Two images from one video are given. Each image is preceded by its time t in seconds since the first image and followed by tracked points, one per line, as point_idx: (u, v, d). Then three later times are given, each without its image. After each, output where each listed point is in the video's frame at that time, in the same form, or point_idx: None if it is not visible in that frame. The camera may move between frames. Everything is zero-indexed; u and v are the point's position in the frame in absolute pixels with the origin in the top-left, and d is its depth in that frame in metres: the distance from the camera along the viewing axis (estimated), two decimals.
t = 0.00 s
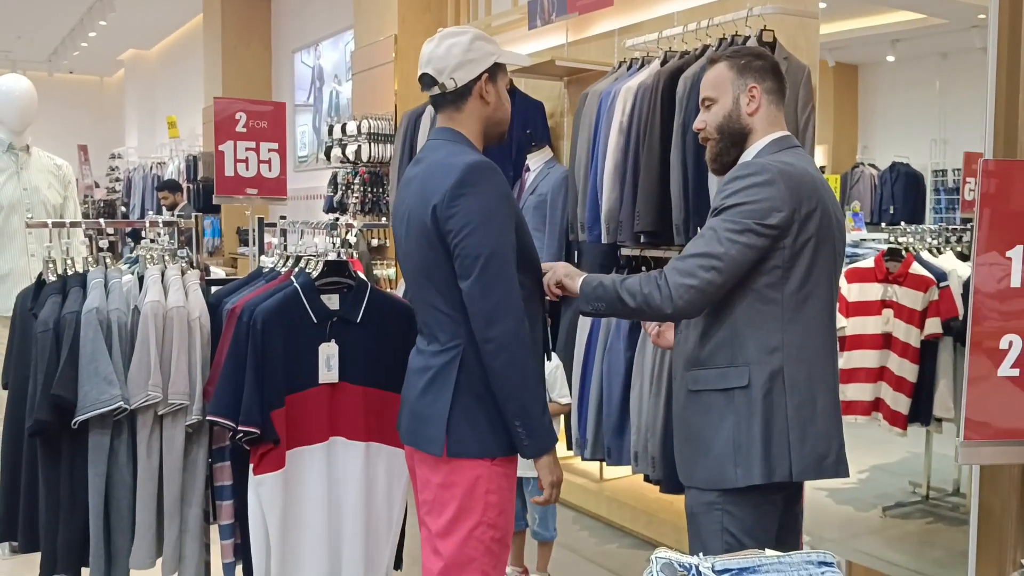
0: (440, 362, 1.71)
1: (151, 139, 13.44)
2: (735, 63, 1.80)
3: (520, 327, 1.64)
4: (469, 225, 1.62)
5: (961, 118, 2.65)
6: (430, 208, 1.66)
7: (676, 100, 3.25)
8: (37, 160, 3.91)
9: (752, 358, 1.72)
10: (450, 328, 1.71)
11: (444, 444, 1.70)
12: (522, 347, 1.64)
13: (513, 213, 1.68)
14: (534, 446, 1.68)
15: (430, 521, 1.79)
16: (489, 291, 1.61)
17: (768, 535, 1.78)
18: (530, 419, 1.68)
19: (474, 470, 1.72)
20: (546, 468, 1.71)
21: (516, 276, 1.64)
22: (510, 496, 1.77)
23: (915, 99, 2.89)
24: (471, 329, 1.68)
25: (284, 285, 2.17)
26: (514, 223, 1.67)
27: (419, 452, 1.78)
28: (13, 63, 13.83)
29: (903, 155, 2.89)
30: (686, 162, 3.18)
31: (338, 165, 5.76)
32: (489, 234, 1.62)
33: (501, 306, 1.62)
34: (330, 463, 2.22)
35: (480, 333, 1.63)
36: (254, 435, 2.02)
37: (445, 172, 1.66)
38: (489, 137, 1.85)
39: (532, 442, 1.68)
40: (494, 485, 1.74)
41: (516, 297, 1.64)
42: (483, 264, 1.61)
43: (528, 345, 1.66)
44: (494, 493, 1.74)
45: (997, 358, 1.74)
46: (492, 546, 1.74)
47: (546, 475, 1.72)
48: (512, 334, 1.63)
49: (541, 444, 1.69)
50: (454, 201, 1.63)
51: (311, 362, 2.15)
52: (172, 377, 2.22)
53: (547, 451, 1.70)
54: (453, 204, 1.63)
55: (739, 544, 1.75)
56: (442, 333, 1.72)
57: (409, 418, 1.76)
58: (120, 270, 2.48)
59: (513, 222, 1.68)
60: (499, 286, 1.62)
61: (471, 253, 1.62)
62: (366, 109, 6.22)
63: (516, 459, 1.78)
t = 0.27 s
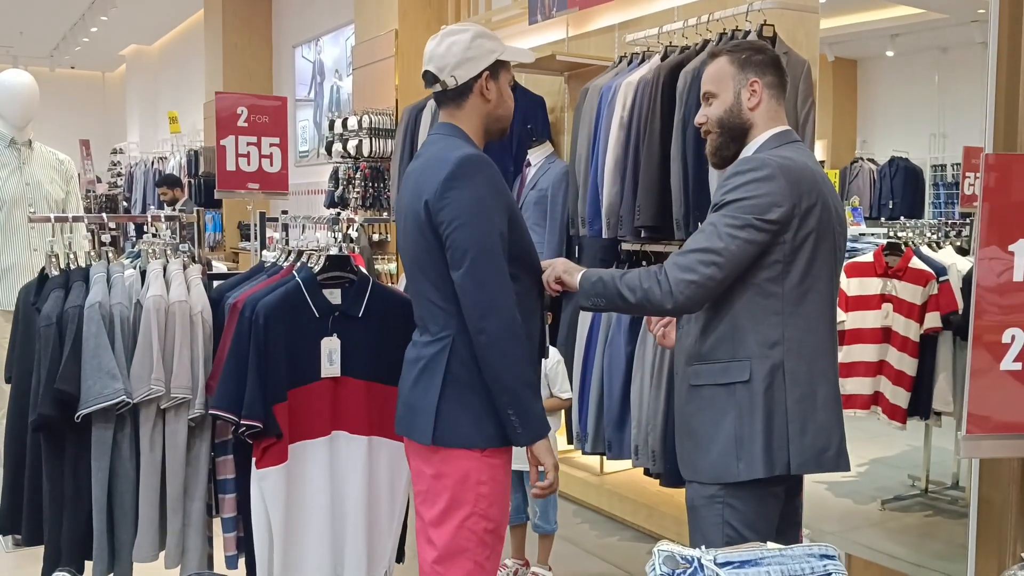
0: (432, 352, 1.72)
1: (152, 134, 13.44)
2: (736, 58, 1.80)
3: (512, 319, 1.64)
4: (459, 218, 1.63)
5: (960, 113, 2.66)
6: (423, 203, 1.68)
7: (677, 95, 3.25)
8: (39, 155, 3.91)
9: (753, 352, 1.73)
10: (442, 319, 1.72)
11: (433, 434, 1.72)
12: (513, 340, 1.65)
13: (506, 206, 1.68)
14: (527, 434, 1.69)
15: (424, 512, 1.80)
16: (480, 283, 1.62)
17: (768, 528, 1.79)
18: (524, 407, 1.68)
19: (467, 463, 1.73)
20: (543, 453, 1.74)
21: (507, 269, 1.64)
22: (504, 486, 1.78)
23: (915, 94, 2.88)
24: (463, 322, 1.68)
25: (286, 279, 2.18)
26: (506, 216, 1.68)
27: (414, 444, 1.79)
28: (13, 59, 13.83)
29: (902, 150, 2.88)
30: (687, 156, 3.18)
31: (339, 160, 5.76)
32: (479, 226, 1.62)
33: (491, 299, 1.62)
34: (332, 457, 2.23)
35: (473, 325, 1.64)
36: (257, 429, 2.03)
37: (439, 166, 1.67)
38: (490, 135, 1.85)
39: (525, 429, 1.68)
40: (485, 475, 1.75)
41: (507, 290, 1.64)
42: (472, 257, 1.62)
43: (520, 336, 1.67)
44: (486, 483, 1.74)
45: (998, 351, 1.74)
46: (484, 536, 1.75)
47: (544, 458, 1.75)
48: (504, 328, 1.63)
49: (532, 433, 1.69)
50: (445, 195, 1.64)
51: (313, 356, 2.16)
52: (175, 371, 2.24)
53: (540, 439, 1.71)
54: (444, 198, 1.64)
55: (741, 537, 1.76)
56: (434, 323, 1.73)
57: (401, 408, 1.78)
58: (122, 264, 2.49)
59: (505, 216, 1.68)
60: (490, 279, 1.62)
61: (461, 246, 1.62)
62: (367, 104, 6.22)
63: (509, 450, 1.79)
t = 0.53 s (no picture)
0: (416, 339, 1.74)
1: (152, 129, 13.42)
2: (740, 51, 1.79)
3: (493, 309, 1.62)
4: (444, 207, 1.64)
5: (961, 108, 2.64)
6: (413, 193, 1.70)
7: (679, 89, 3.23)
8: (39, 150, 3.91)
9: (752, 349, 1.72)
10: (427, 309, 1.73)
11: (412, 422, 1.74)
12: (497, 331, 1.63)
13: (493, 197, 1.67)
14: (507, 426, 1.65)
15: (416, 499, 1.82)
16: (461, 271, 1.61)
17: (769, 523, 1.79)
18: (504, 399, 1.65)
19: (450, 452, 1.73)
20: (525, 450, 1.68)
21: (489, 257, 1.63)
22: (493, 477, 1.77)
23: (915, 89, 2.86)
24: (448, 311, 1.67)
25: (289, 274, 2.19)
26: (494, 207, 1.67)
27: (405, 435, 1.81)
28: (13, 52, 13.80)
29: (904, 145, 2.87)
30: (688, 151, 3.18)
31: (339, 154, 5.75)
32: (463, 215, 1.63)
33: (473, 287, 1.61)
34: (333, 453, 2.24)
35: (454, 311, 1.63)
36: (259, 424, 2.03)
37: (431, 156, 1.70)
38: (495, 136, 1.84)
39: (504, 422, 1.65)
40: (469, 466, 1.74)
41: (488, 279, 1.62)
42: (455, 245, 1.62)
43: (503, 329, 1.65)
44: (470, 473, 1.73)
45: (1002, 347, 1.74)
46: (473, 527, 1.75)
47: (524, 454, 1.69)
48: (483, 319, 1.62)
49: (511, 425, 1.66)
50: (432, 185, 1.65)
51: (315, 351, 2.16)
52: (176, 366, 2.24)
53: (521, 433, 1.67)
54: (431, 188, 1.66)
55: (742, 533, 1.76)
56: (419, 311, 1.75)
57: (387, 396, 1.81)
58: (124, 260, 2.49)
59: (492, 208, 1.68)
60: (472, 267, 1.62)
61: (445, 234, 1.63)
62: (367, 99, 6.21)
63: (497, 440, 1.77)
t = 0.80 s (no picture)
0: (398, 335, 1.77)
1: (153, 127, 13.42)
2: (720, 58, 1.82)
3: (463, 308, 1.62)
4: (417, 205, 1.65)
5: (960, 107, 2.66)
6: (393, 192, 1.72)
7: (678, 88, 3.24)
8: (40, 149, 3.92)
9: (757, 347, 1.73)
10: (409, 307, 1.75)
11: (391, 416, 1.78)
12: (466, 331, 1.62)
13: (468, 195, 1.67)
14: (476, 427, 1.65)
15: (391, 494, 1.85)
16: (430, 268, 1.62)
17: (766, 519, 1.80)
18: (473, 400, 1.64)
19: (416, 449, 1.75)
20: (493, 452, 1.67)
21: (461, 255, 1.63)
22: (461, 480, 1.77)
23: (912, 88, 2.90)
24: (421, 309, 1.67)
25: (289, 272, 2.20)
26: (469, 205, 1.67)
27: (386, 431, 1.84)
28: (14, 51, 13.80)
29: (902, 143, 2.91)
30: (687, 149, 3.19)
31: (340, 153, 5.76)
32: (434, 214, 1.63)
33: (442, 286, 1.61)
34: (334, 450, 2.25)
35: (424, 311, 1.63)
36: (260, 421, 2.05)
37: (409, 154, 1.71)
38: (486, 133, 1.85)
39: (473, 422, 1.65)
40: (437, 465, 1.75)
41: (458, 280, 1.61)
42: (425, 242, 1.62)
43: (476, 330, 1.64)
44: (436, 474, 1.74)
45: (999, 345, 1.75)
46: (434, 529, 1.75)
47: (494, 456, 1.67)
48: (453, 320, 1.61)
49: (481, 426, 1.65)
50: (408, 183, 1.67)
51: (316, 349, 2.17)
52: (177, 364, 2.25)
53: (491, 435, 1.66)
54: (407, 186, 1.67)
55: (739, 529, 1.78)
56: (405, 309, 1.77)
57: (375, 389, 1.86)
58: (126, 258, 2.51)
59: (469, 207, 1.67)
60: (440, 265, 1.61)
61: (417, 231, 1.64)
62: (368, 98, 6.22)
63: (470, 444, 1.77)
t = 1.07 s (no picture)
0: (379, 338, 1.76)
1: (152, 127, 13.42)
2: (723, 41, 1.81)
3: (419, 317, 1.56)
4: (375, 212, 1.61)
5: (961, 105, 2.66)
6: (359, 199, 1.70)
7: (678, 86, 3.23)
8: (38, 148, 3.91)
9: (762, 346, 1.74)
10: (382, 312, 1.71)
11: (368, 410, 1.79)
12: (422, 337, 1.56)
13: (427, 199, 1.61)
14: (435, 437, 1.58)
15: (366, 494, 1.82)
16: (387, 276, 1.58)
17: (766, 519, 1.80)
18: (431, 410, 1.57)
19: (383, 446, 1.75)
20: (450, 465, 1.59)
21: (418, 262, 1.57)
22: (426, 483, 1.74)
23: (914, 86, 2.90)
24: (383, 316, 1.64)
25: (287, 272, 2.20)
26: (430, 209, 1.61)
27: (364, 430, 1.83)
28: (13, 51, 13.80)
29: (902, 141, 2.90)
30: (688, 148, 3.17)
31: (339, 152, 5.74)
32: (390, 220, 1.58)
33: (398, 294, 1.57)
34: (331, 451, 2.26)
35: (382, 320, 1.60)
36: (258, 422, 2.04)
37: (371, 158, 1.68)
38: (468, 125, 1.83)
39: (432, 433, 1.58)
40: (402, 467, 1.73)
41: (413, 287, 1.56)
42: (382, 250, 1.59)
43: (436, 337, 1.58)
44: (401, 476, 1.73)
45: (997, 344, 1.74)
46: (399, 530, 1.74)
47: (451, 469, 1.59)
48: (409, 326, 1.56)
49: (439, 436, 1.58)
50: (367, 190, 1.65)
51: (313, 349, 2.17)
52: (174, 364, 2.25)
53: (449, 447, 1.59)
54: (366, 193, 1.65)
55: (741, 529, 1.77)
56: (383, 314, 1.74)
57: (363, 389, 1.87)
58: (123, 258, 2.50)
59: (430, 209, 1.62)
60: (396, 273, 1.57)
61: (374, 239, 1.61)
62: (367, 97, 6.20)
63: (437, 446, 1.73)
